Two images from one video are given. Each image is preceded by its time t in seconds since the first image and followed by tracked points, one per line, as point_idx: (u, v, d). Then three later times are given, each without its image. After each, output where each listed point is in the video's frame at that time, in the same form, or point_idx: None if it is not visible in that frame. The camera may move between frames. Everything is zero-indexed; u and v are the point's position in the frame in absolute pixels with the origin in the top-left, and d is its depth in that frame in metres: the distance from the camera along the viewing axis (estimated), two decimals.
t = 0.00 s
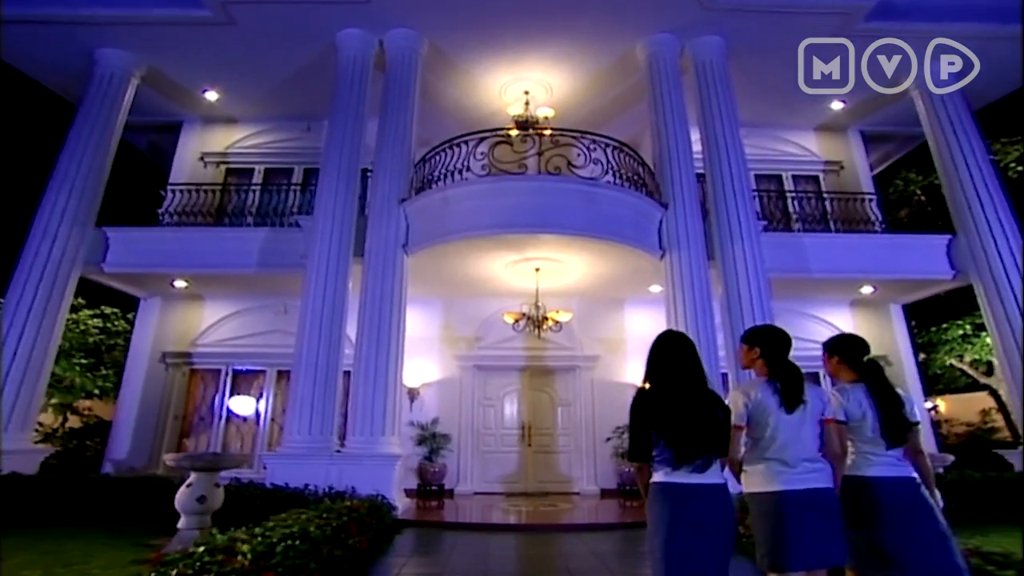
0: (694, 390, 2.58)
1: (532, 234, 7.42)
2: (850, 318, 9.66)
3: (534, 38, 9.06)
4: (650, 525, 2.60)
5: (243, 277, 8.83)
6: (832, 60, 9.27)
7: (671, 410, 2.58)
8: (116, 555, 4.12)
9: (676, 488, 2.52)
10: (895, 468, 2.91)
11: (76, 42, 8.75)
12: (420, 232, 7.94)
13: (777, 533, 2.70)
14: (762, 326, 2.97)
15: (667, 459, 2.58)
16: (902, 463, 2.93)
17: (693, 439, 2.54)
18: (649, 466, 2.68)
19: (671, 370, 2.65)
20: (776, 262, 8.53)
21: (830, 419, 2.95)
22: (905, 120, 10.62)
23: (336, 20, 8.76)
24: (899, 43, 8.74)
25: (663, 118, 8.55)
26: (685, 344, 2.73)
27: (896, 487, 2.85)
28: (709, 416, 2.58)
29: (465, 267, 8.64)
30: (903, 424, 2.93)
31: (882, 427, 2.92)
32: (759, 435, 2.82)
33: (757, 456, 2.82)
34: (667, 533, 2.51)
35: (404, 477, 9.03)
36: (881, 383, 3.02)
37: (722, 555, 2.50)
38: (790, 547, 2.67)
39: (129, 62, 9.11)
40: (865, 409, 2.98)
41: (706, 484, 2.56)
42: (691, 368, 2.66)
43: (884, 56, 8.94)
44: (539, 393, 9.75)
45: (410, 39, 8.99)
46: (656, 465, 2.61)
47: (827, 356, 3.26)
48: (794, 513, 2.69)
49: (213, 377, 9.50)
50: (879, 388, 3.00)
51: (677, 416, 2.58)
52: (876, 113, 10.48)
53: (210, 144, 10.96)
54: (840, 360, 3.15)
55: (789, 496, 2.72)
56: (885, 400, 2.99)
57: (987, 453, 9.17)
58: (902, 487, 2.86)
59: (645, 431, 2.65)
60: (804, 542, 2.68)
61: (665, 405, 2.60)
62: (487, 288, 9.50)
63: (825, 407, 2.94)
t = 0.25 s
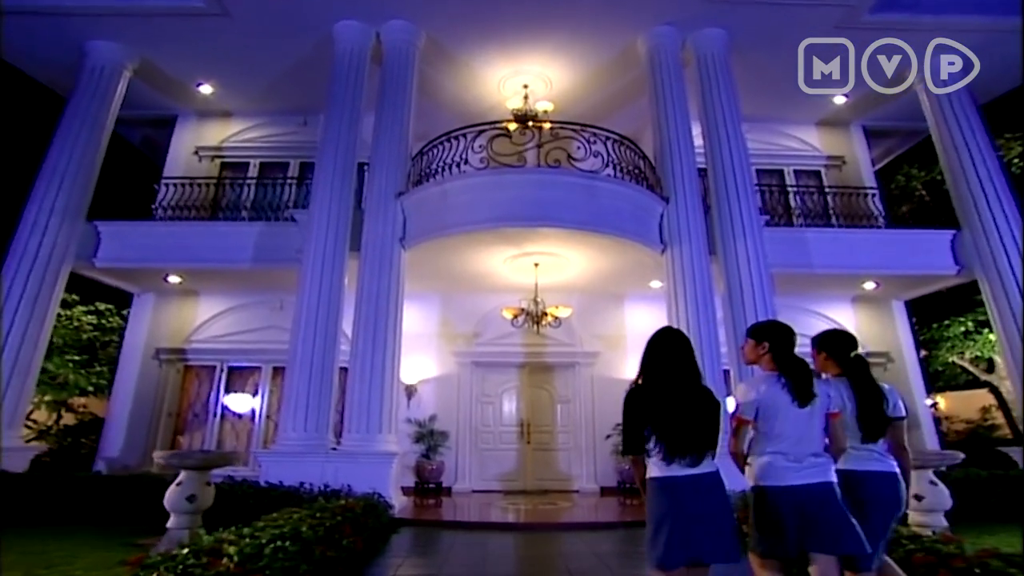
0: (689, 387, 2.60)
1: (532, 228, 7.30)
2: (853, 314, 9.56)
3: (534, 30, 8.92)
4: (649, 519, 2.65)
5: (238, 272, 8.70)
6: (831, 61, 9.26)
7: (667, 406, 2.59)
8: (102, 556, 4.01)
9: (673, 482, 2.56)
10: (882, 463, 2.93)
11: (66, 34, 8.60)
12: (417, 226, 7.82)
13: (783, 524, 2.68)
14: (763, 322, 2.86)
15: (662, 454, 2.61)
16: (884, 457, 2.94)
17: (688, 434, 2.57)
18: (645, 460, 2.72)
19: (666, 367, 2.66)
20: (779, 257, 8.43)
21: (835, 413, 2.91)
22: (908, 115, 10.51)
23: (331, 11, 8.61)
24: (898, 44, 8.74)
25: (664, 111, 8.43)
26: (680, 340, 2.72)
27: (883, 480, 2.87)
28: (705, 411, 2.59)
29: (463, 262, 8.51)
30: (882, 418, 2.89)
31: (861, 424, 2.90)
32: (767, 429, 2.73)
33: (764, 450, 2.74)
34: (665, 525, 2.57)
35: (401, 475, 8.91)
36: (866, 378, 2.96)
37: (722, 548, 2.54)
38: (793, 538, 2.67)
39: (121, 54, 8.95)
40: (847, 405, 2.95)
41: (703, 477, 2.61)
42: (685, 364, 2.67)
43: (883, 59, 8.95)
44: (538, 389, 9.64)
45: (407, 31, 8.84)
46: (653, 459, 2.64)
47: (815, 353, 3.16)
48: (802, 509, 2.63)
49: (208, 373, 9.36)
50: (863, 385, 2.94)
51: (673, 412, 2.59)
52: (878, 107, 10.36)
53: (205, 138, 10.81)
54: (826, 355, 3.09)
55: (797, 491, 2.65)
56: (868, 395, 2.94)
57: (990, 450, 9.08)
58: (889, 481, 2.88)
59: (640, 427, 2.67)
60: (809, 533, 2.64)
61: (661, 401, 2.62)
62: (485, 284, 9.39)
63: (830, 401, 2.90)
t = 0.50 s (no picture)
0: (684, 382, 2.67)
1: (531, 220, 7.18)
2: (855, 309, 9.46)
3: (533, 21, 8.77)
4: (643, 510, 2.74)
5: (232, 266, 8.56)
6: (832, 61, 9.42)
7: (662, 400, 2.68)
8: (87, 556, 3.89)
9: (666, 474, 2.65)
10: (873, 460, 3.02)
11: (55, 23, 8.41)
12: (414, 218, 7.68)
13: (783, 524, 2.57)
14: (764, 322, 2.79)
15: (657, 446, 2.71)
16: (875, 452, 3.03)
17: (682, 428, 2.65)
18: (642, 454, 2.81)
19: (662, 362, 2.73)
20: (781, 251, 8.32)
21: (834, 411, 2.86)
22: (911, 108, 10.39)
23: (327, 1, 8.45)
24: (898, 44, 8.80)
25: (665, 103, 8.29)
26: (673, 336, 2.78)
27: (878, 478, 2.97)
28: (699, 405, 2.66)
29: (461, 255, 8.39)
30: (877, 417, 2.98)
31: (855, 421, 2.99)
32: (768, 426, 2.66)
33: (764, 447, 2.67)
34: (658, 516, 2.66)
35: (398, 471, 8.79)
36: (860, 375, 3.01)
37: (714, 540, 2.60)
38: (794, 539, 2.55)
39: (112, 45, 8.78)
40: (844, 403, 2.99)
41: (696, 470, 2.68)
42: (681, 359, 2.73)
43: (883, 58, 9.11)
44: (537, 385, 9.54)
45: (404, 21, 8.69)
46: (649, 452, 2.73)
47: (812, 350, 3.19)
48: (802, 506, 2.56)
49: (202, 368, 9.23)
50: (859, 383, 3.00)
51: (668, 406, 2.67)
52: (881, 100, 10.24)
53: (199, 131, 10.63)
54: (821, 353, 3.12)
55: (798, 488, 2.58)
56: (864, 393, 3.00)
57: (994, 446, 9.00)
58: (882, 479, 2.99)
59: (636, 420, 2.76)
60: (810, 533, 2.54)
61: (656, 395, 2.70)
62: (483, 278, 9.26)
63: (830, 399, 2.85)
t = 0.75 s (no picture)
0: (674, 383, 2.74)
1: (530, 212, 7.08)
2: (856, 304, 9.38)
3: (532, 12, 8.63)
4: (634, 507, 2.85)
5: (226, 260, 8.44)
6: (832, 61, 9.44)
7: (653, 401, 2.76)
8: (75, 554, 3.80)
9: (655, 472, 2.76)
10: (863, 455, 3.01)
11: (44, 13, 8.25)
12: (412, 210, 7.56)
13: (770, 518, 2.67)
14: (758, 318, 2.86)
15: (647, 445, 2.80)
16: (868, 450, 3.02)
17: (672, 428, 2.72)
18: (634, 451, 2.91)
19: (653, 363, 2.81)
20: (784, 245, 8.22)
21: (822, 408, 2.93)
22: (914, 102, 10.28)
23: None
24: (898, 44, 8.80)
25: (666, 95, 8.17)
26: (667, 336, 2.84)
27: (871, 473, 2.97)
28: (689, 405, 2.74)
29: (459, 249, 8.28)
30: (872, 413, 2.98)
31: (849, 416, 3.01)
32: (757, 423, 2.75)
33: (753, 443, 2.76)
34: (649, 512, 2.78)
35: (395, 468, 8.69)
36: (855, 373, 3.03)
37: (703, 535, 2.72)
38: (781, 535, 2.65)
39: (103, 35, 8.62)
40: (833, 400, 3.02)
41: (685, 468, 2.78)
42: (672, 360, 2.80)
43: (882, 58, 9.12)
44: (536, 380, 9.44)
45: (401, 12, 8.54)
46: (639, 449, 2.84)
47: (808, 348, 3.23)
48: (789, 501, 2.64)
49: (197, 363, 9.12)
50: (851, 380, 3.01)
51: (659, 406, 2.75)
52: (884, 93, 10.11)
53: (193, 124, 10.46)
54: (817, 352, 3.18)
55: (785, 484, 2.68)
56: (857, 391, 3.03)
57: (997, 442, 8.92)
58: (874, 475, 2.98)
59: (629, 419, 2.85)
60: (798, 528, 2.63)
61: (647, 395, 2.78)
62: (481, 272, 9.15)
63: (817, 396, 2.93)
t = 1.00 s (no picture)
0: (653, 379, 3.04)
1: (529, 204, 6.98)
2: (858, 298, 9.29)
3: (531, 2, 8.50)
4: (612, 493, 3.13)
5: (220, 252, 8.30)
6: (831, 61, 9.39)
7: (633, 395, 3.05)
8: (59, 553, 3.69)
9: (635, 462, 3.02)
10: (866, 448, 2.99)
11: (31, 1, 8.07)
12: (409, 201, 7.44)
13: (749, 507, 2.85)
14: (745, 313, 3.06)
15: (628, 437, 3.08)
16: (869, 443, 3.00)
17: (650, 420, 3.02)
18: (616, 441, 3.20)
19: (635, 361, 3.10)
20: (786, 238, 8.13)
21: (808, 402, 3.04)
22: (916, 95, 10.18)
23: None
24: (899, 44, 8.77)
25: (667, 86, 8.04)
26: (653, 333, 3.14)
27: (871, 465, 2.95)
28: (665, 401, 3.02)
29: (458, 241, 8.17)
30: (860, 408, 2.97)
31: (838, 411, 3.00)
32: (740, 415, 2.93)
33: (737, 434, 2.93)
34: (628, 499, 3.04)
35: (392, 464, 8.59)
36: (846, 369, 3.08)
37: (677, 519, 3.00)
38: (762, 522, 2.82)
39: (92, 24, 8.44)
40: (822, 394, 3.06)
41: (662, 458, 3.05)
42: (653, 358, 3.08)
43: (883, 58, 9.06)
44: (534, 374, 9.34)
45: (398, 1, 8.39)
46: (621, 440, 3.12)
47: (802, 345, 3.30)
48: (767, 489, 2.84)
49: (191, 358, 8.99)
50: (841, 376, 3.05)
51: (639, 400, 3.04)
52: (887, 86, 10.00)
53: (186, 115, 10.26)
54: (809, 347, 3.23)
55: (763, 474, 2.87)
56: (849, 387, 3.04)
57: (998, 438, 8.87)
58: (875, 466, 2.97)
59: (611, 412, 3.15)
60: (780, 517, 2.80)
61: (628, 390, 3.08)
62: (480, 265, 9.05)
63: (802, 391, 3.05)
